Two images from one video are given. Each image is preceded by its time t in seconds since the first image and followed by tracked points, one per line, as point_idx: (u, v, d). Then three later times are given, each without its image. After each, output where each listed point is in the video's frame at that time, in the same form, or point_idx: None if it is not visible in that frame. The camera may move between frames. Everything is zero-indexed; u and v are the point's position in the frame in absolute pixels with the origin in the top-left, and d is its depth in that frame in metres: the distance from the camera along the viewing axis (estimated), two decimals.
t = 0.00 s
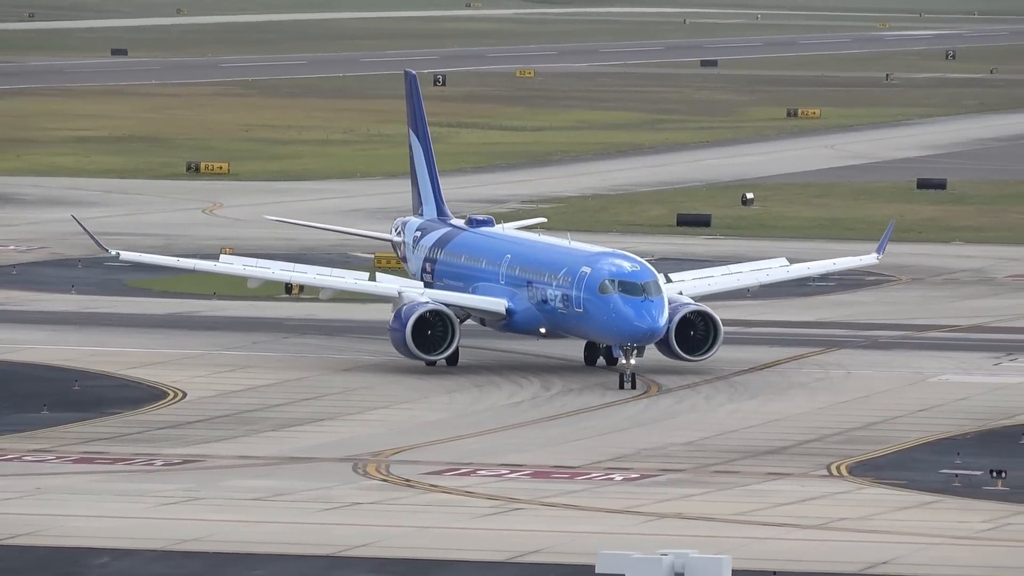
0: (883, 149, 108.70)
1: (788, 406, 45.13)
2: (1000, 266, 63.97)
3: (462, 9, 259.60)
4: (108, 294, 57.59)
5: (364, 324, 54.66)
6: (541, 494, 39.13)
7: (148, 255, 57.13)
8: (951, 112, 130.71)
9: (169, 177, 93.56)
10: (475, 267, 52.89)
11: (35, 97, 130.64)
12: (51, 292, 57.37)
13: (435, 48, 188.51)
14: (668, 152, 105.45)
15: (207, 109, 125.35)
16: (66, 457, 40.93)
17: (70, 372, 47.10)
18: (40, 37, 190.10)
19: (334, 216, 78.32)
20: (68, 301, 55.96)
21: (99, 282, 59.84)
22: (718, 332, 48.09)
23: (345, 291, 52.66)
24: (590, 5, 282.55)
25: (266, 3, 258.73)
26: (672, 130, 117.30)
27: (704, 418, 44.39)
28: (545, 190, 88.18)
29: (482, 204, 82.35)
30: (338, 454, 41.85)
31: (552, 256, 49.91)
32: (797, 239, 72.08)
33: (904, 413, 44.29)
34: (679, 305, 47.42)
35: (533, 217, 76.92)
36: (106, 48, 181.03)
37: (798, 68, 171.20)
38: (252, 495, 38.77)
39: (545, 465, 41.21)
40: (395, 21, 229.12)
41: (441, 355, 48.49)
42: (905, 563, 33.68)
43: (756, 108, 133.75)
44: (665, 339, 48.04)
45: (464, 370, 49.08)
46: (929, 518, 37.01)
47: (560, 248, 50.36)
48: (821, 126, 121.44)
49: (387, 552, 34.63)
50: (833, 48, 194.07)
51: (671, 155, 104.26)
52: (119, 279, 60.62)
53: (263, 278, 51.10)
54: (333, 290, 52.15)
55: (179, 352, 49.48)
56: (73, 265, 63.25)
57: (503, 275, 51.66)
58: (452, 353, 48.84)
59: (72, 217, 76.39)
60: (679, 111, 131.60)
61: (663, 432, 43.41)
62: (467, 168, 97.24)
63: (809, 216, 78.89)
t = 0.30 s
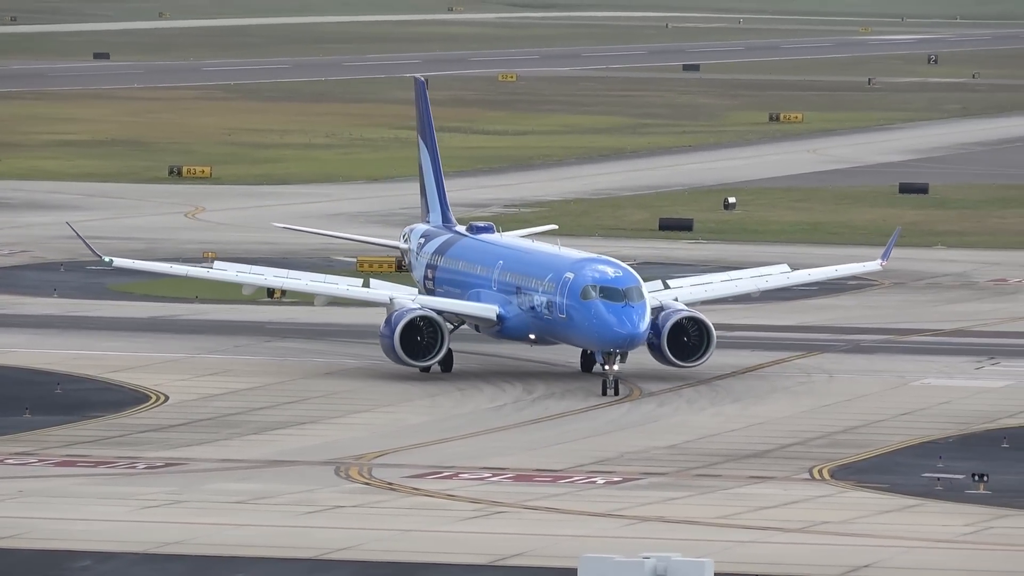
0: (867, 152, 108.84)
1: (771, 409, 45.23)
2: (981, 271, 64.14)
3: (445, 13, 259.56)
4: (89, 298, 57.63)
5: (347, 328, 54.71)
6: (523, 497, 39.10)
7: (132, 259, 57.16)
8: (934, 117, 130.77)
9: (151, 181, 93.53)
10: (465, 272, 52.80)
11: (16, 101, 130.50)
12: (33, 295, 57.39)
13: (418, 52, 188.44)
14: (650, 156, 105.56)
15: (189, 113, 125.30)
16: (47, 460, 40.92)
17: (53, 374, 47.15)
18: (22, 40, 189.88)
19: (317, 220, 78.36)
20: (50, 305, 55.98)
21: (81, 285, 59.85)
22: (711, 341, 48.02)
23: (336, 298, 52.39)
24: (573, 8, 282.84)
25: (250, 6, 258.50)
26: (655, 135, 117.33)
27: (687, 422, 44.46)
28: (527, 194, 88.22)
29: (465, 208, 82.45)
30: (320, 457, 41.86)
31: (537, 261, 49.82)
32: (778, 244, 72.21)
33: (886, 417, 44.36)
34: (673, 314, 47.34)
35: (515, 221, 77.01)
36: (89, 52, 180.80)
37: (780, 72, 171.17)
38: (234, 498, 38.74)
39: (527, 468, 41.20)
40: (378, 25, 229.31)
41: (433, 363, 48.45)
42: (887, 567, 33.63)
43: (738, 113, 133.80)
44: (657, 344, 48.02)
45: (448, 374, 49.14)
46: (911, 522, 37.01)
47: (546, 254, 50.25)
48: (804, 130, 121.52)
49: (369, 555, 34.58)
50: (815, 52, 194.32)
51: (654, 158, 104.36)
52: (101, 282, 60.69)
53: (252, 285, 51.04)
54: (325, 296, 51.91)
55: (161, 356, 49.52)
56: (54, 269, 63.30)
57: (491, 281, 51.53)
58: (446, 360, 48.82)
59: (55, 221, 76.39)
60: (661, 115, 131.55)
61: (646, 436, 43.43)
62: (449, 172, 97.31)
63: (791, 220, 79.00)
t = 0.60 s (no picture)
0: (851, 153, 108.97)
1: (755, 411, 45.30)
2: (964, 271, 64.27)
3: (430, 14, 259.17)
4: (74, 299, 57.60)
5: (333, 328, 54.75)
6: (508, 498, 39.03)
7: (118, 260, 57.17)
8: (919, 118, 130.89)
9: (136, 181, 93.48)
10: (459, 273, 52.60)
11: None
12: (17, 296, 57.38)
13: (402, 52, 188.35)
14: (636, 157, 105.59)
15: (172, 114, 125.16)
16: (32, 461, 40.85)
17: (37, 375, 47.14)
18: (6, 41, 189.59)
19: (301, 221, 78.38)
20: (34, 305, 55.98)
21: (65, 286, 59.86)
22: (705, 346, 47.90)
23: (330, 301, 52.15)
24: (558, 8, 281.61)
25: (237, 7, 258.33)
26: (640, 135, 117.34)
27: (672, 423, 44.50)
28: (511, 194, 88.25)
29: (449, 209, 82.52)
30: (305, 458, 41.84)
31: (526, 264, 49.53)
32: (762, 244, 72.29)
33: (870, 418, 44.45)
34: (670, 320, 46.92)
35: (499, 222, 77.06)
36: (74, 52, 180.50)
37: (764, 73, 171.11)
38: (218, 499, 38.66)
39: (512, 469, 41.14)
40: (362, 25, 229.04)
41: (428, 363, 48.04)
42: (873, 567, 33.53)
43: (723, 114, 133.83)
44: (650, 347, 47.60)
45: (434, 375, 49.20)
46: (896, 522, 36.92)
47: (536, 256, 49.93)
48: (790, 131, 121.58)
49: (354, 555, 34.44)
50: (800, 53, 194.27)
51: (640, 159, 104.38)
52: (85, 283, 60.70)
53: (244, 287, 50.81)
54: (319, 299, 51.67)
55: (145, 356, 49.54)
56: (38, 269, 63.30)
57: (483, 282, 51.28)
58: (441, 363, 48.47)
59: (40, 221, 76.36)
60: (645, 116, 131.46)
61: (630, 437, 43.42)
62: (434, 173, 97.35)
63: (776, 221, 79.11)
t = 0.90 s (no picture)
0: (843, 153, 108.97)
1: (749, 411, 45.32)
2: (956, 271, 64.28)
3: (421, 14, 258.98)
4: (67, 299, 57.62)
5: (328, 329, 54.75)
6: (501, 499, 38.96)
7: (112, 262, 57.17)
8: (911, 117, 130.95)
9: (129, 182, 93.57)
10: (464, 276, 52.34)
11: None
12: (10, 297, 57.38)
13: (394, 53, 188.21)
14: (629, 157, 105.59)
15: (166, 115, 125.14)
16: (26, 463, 40.80)
17: (31, 377, 47.12)
18: None
19: (294, 222, 78.39)
20: (26, 306, 55.98)
21: (59, 287, 59.85)
22: (704, 351, 47.64)
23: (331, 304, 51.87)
24: (549, 8, 281.35)
25: (229, 7, 258.22)
26: (632, 135, 117.42)
27: (665, 423, 44.50)
28: (504, 195, 88.29)
29: (441, 210, 82.51)
30: (298, 458, 41.81)
31: (524, 266, 49.19)
32: (755, 244, 72.31)
33: (863, 417, 44.48)
34: (672, 322, 46.70)
35: (492, 223, 77.09)
36: (65, 53, 180.40)
37: (756, 73, 171.03)
38: (212, 500, 38.59)
39: (506, 470, 41.08)
40: (353, 26, 228.82)
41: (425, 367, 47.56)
42: (867, 568, 33.43)
43: (715, 114, 133.87)
44: (650, 351, 47.30)
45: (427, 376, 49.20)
46: (890, 523, 36.83)
47: (535, 259, 49.55)
48: (783, 131, 121.63)
49: (347, 556, 34.35)
50: (792, 52, 194.10)
51: (632, 159, 104.40)
52: (79, 284, 60.69)
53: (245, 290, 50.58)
54: (320, 302, 51.38)
55: (138, 357, 49.53)
56: (32, 270, 63.33)
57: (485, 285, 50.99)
58: (443, 367, 48.30)
59: (33, 223, 76.36)
60: (638, 116, 131.48)
61: (624, 437, 43.39)
62: (426, 174, 97.39)
63: (769, 221, 79.13)
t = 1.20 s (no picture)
0: (832, 153, 108.91)
1: (738, 412, 45.33)
2: (946, 271, 64.29)
3: (411, 15, 258.70)
4: (57, 300, 57.60)
5: (319, 330, 54.74)
6: (491, 499, 38.90)
7: (103, 262, 57.15)
8: (900, 117, 130.95)
9: (119, 182, 93.61)
10: (462, 278, 52.17)
11: None
12: None
13: (383, 53, 188.03)
14: (619, 156, 105.55)
15: (157, 115, 125.08)
16: (15, 463, 40.75)
17: (20, 377, 47.16)
18: None
19: (284, 223, 78.38)
20: (15, 307, 55.97)
21: (48, 287, 59.85)
22: (701, 356, 47.13)
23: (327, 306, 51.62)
24: (540, 9, 280.86)
25: (219, 7, 257.97)
26: (621, 135, 117.44)
27: (654, 424, 44.50)
28: (493, 195, 88.28)
29: (431, 211, 82.47)
30: (288, 459, 41.77)
31: (517, 268, 48.94)
32: (744, 244, 72.34)
33: (852, 418, 44.50)
34: (669, 326, 46.61)
35: (481, 223, 77.13)
36: (54, 54, 180.19)
37: (746, 74, 170.94)
38: (202, 501, 38.52)
39: (496, 470, 41.07)
40: (344, 26, 228.62)
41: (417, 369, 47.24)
42: (856, 568, 33.35)
43: (704, 114, 133.84)
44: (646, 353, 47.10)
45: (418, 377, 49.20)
46: (879, 523, 36.77)
47: (529, 261, 49.28)
48: (772, 131, 121.63)
49: (338, 557, 34.24)
50: (783, 52, 194.01)
51: (623, 159, 104.43)
52: (69, 284, 60.70)
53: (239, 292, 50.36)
54: (317, 305, 51.12)
55: (127, 357, 49.53)
56: (21, 271, 63.33)
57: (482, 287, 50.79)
58: (439, 367, 48.07)
59: (22, 223, 76.31)
60: (627, 116, 131.48)
61: (613, 438, 43.40)
62: (416, 175, 97.37)
63: (758, 221, 79.14)
